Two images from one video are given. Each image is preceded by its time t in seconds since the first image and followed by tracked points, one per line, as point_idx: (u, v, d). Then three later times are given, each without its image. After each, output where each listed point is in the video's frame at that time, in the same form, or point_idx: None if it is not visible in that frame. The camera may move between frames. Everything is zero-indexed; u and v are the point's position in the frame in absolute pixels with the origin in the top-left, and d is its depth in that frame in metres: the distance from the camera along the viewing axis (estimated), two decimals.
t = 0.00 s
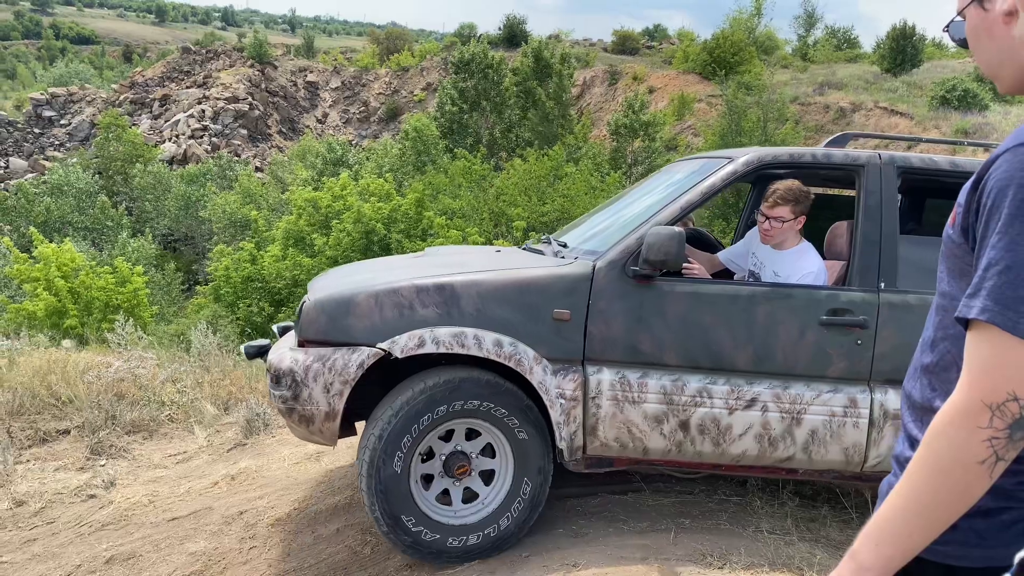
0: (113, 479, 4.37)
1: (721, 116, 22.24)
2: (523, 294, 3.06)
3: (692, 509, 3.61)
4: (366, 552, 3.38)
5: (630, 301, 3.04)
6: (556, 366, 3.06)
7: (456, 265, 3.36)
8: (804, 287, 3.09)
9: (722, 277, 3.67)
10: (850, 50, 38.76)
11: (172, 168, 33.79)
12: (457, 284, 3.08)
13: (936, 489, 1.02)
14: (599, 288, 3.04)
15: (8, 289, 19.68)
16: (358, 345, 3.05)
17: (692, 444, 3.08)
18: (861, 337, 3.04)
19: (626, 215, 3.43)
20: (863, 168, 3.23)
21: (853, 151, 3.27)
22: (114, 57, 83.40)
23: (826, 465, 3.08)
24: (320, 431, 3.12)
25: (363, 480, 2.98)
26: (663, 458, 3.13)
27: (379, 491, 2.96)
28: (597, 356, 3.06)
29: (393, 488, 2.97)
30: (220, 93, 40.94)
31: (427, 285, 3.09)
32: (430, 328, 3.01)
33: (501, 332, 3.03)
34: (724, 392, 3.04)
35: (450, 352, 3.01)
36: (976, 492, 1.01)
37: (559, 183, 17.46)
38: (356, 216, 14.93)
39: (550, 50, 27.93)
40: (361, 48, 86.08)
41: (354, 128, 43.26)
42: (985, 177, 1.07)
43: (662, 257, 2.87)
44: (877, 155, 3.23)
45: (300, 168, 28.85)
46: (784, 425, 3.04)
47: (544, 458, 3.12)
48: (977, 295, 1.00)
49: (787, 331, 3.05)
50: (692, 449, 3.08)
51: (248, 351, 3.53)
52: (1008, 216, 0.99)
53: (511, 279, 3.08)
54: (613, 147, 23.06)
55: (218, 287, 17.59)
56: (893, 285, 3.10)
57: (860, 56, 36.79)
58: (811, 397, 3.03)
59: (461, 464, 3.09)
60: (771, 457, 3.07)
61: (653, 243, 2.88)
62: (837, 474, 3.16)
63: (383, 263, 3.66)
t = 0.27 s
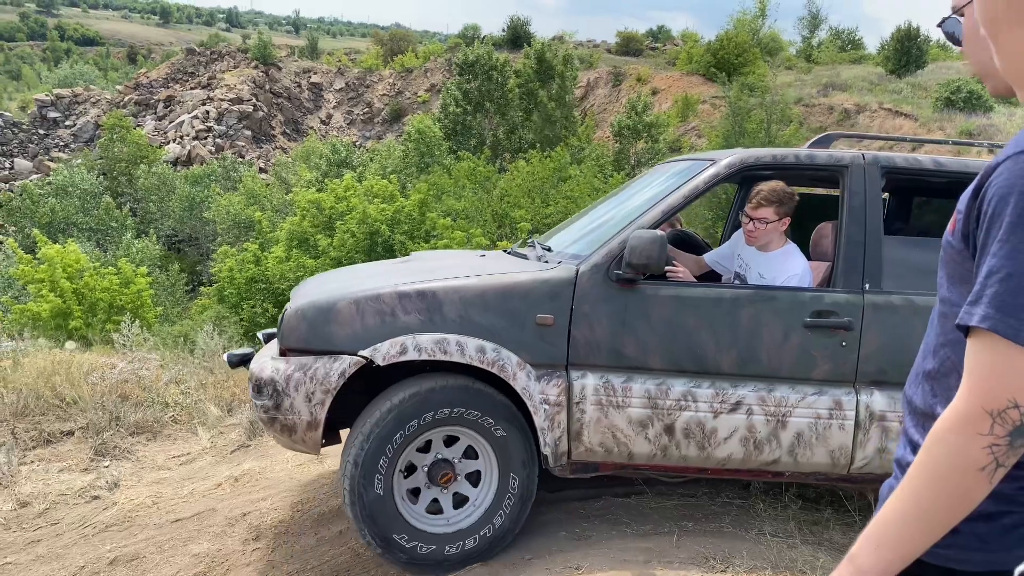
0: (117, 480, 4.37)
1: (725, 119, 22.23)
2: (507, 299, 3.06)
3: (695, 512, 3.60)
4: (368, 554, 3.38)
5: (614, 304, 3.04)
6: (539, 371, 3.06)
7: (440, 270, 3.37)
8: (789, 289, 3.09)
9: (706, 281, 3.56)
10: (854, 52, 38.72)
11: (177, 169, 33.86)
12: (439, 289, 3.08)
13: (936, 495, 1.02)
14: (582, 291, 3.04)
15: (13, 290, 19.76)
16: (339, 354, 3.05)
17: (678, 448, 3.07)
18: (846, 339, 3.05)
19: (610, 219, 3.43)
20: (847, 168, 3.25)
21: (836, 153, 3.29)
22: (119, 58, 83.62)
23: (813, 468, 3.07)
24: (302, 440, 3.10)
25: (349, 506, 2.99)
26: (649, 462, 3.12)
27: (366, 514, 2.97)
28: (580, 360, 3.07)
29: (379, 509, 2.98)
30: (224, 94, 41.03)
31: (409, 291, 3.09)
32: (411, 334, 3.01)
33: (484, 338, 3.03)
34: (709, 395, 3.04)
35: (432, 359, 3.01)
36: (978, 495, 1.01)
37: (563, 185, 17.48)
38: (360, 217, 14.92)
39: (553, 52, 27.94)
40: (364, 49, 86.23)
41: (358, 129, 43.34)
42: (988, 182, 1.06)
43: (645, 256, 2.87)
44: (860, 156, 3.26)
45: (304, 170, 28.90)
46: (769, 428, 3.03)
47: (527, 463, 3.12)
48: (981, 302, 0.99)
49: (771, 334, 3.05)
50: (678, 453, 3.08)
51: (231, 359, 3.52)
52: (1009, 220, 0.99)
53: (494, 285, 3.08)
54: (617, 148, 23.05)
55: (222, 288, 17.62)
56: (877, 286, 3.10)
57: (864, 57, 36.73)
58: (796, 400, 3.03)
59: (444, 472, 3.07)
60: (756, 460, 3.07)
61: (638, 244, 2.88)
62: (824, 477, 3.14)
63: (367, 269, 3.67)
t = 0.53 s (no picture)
0: (122, 481, 4.38)
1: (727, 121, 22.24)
2: (485, 305, 3.11)
3: (700, 513, 3.59)
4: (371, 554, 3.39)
5: (593, 307, 3.10)
6: (518, 376, 3.10)
7: (418, 275, 3.42)
8: (768, 290, 3.15)
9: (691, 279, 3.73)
10: (858, 53, 38.64)
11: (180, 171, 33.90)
12: (415, 294, 3.13)
13: (942, 498, 1.04)
14: (561, 296, 3.10)
15: (17, 293, 19.81)
16: (316, 363, 3.09)
17: (659, 451, 3.12)
18: (826, 339, 3.11)
19: (587, 222, 3.48)
20: (826, 167, 3.30)
21: (817, 150, 3.34)
22: (123, 61, 83.74)
23: (796, 469, 3.14)
24: (280, 450, 3.16)
25: (336, 539, 3.02)
26: (631, 465, 3.17)
27: (352, 543, 3.00)
28: (559, 365, 3.12)
29: (363, 535, 3.00)
30: (227, 96, 41.10)
31: (385, 298, 3.13)
32: (388, 342, 3.06)
33: (462, 343, 3.07)
34: (689, 397, 3.10)
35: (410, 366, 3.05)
36: (985, 500, 1.04)
37: (566, 187, 17.47)
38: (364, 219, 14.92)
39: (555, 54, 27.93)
40: (366, 52, 86.30)
41: (361, 132, 43.37)
42: (995, 185, 1.07)
43: (624, 256, 2.95)
44: (840, 154, 3.31)
45: (308, 172, 28.95)
46: (750, 429, 3.10)
47: (509, 465, 3.13)
48: (994, 308, 1.01)
49: (752, 334, 3.12)
50: (659, 456, 3.13)
51: (210, 368, 3.53)
52: (1018, 223, 1.01)
53: (471, 290, 3.13)
54: (620, 150, 23.04)
55: (226, 290, 17.64)
56: (857, 285, 3.17)
57: (868, 59, 36.66)
58: (778, 400, 3.09)
59: (424, 480, 3.09)
60: (739, 461, 3.13)
61: (616, 246, 2.96)
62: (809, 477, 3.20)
63: (347, 274, 3.71)
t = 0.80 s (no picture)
0: (124, 484, 4.39)
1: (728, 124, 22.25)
2: (457, 316, 3.09)
3: (702, 515, 3.59)
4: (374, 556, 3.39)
5: (565, 316, 3.08)
6: (492, 388, 3.10)
7: (389, 286, 3.39)
8: (742, 295, 3.16)
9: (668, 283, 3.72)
10: (860, 55, 38.63)
11: (183, 174, 33.96)
12: (386, 307, 3.11)
13: (945, 516, 1.05)
14: (532, 305, 3.08)
15: (19, 295, 19.85)
16: (285, 380, 3.07)
17: (636, 459, 3.13)
18: (802, 343, 3.12)
19: (560, 230, 3.45)
20: (799, 169, 3.29)
21: (789, 152, 3.32)
22: (125, 64, 84.03)
23: (774, 474, 3.16)
24: (253, 468, 3.13)
25: None
26: (607, 475, 3.18)
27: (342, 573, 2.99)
28: (533, 375, 3.11)
29: (349, 565, 3.00)
30: (230, 99, 41.23)
31: (354, 311, 3.11)
32: (359, 356, 3.03)
33: (435, 357, 3.06)
34: (665, 404, 3.11)
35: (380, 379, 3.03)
36: (994, 513, 1.05)
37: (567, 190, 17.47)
38: (367, 221, 14.99)
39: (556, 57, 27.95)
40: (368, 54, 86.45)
41: (363, 135, 43.46)
42: (997, 192, 1.09)
43: (596, 263, 2.93)
44: (813, 156, 3.30)
45: (310, 175, 29.00)
46: (727, 435, 3.12)
47: (484, 473, 3.12)
48: (1006, 319, 1.01)
49: (726, 340, 3.12)
50: (636, 465, 3.14)
51: (182, 385, 3.44)
52: (1022, 231, 1.04)
53: (442, 301, 3.11)
54: (622, 152, 23.06)
55: (228, 293, 17.66)
56: (833, 287, 3.17)
57: (870, 61, 36.63)
58: (754, 406, 3.11)
59: (400, 494, 3.07)
60: (716, 468, 3.14)
61: (587, 252, 2.95)
62: (786, 482, 3.23)
63: (318, 287, 3.68)
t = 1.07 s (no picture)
0: (127, 487, 4.39)
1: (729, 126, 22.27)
2: (427, 329, 3.04)
3: (704, 518, 3.58)
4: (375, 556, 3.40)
5: (538, 326, 3.03)
6: (463, 402, 3.05)
7: (361, 298, 3.33)
8: (715, 301, 3.11)
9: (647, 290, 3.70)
10: (862, 57, 38.62)
11: (185, 177, 34.01)
12: (354, 321, 3.06)
13: (957, 517, 1.04)
14: (503, 315, 3.03)
15: (22, 298, 19.92)
16: (252, 398, 3.04)
17: (611, 470, 3.09)
18: (777, 349, 3.08)
19: (534, 238, 3.39)
20: (772, 172, 3.24)
21: (762, 155, 3.27)
22: (128, 68, 84.27)
23: (752, 481, 3.12)
24: (224, 487, 3.11)
25: None
26: (582, 486, 3.13)
27: None
28: (506, 388, 3.06)
29: None
30: (232, 102, 41.33)
31: (323, 326, 3.06)
32: (327, 372, 2.99)
33: (404, 370, 3.01)
34: (639, 414, 3.06)
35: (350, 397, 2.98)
36: (1001, 517, 1.03)
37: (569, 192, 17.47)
38: (369, 224, 15.10)
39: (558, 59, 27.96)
40: (370, 56, 86.55)
41: (366, 137, 43.54)
42: (998, 195, 1.09)
43: (566, 272, 2.90)
44: (786, 158, 3.25)
45: (313, 178, 29.06)
46: (703, 443, 3.07)
47: (457, 485, 3.07)
48: (1014, 321, 1.01)
49: (699, 347, 3.07)
50: (611, 475, 3.09)
51: (152, 403, 3.37)
52: None
53: (412, 314, 3.06)
54: (624, 154, 23.08)
55: (230, 296, 17.70)
56: (808, 291, 3.13)
57: (872, 62, 36.61)
58: (729, 413, 3.07)
59: (371, 511, 3.03)
60: (693, 477, 3.11)
61: (557, 261, 2.91)
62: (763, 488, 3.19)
63: (292, 298, 3.63)
